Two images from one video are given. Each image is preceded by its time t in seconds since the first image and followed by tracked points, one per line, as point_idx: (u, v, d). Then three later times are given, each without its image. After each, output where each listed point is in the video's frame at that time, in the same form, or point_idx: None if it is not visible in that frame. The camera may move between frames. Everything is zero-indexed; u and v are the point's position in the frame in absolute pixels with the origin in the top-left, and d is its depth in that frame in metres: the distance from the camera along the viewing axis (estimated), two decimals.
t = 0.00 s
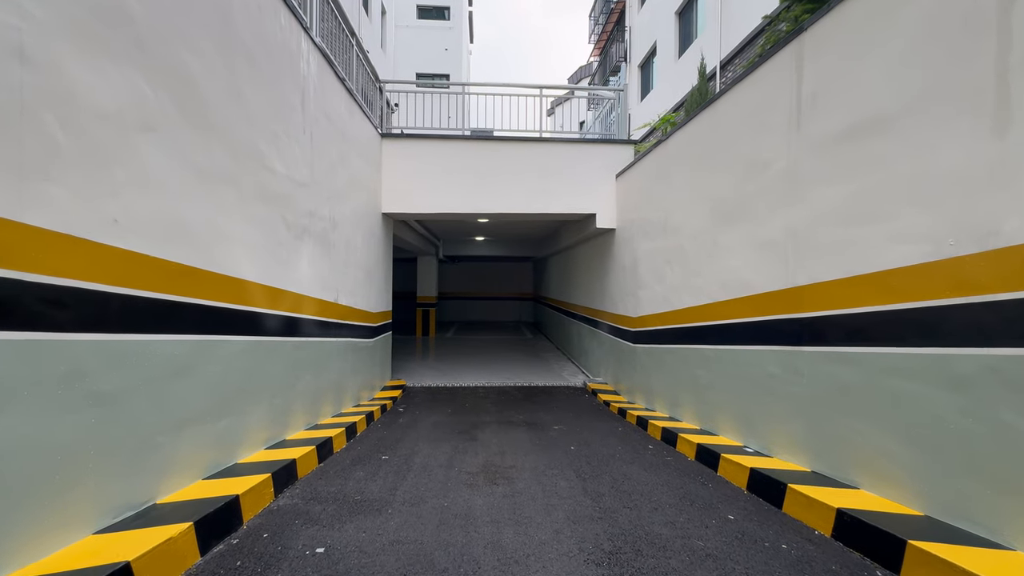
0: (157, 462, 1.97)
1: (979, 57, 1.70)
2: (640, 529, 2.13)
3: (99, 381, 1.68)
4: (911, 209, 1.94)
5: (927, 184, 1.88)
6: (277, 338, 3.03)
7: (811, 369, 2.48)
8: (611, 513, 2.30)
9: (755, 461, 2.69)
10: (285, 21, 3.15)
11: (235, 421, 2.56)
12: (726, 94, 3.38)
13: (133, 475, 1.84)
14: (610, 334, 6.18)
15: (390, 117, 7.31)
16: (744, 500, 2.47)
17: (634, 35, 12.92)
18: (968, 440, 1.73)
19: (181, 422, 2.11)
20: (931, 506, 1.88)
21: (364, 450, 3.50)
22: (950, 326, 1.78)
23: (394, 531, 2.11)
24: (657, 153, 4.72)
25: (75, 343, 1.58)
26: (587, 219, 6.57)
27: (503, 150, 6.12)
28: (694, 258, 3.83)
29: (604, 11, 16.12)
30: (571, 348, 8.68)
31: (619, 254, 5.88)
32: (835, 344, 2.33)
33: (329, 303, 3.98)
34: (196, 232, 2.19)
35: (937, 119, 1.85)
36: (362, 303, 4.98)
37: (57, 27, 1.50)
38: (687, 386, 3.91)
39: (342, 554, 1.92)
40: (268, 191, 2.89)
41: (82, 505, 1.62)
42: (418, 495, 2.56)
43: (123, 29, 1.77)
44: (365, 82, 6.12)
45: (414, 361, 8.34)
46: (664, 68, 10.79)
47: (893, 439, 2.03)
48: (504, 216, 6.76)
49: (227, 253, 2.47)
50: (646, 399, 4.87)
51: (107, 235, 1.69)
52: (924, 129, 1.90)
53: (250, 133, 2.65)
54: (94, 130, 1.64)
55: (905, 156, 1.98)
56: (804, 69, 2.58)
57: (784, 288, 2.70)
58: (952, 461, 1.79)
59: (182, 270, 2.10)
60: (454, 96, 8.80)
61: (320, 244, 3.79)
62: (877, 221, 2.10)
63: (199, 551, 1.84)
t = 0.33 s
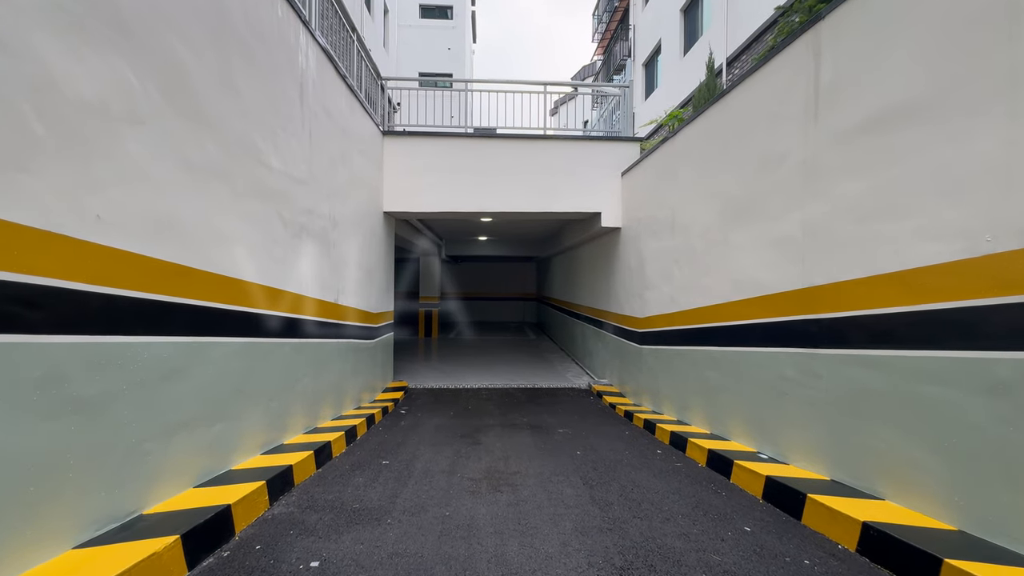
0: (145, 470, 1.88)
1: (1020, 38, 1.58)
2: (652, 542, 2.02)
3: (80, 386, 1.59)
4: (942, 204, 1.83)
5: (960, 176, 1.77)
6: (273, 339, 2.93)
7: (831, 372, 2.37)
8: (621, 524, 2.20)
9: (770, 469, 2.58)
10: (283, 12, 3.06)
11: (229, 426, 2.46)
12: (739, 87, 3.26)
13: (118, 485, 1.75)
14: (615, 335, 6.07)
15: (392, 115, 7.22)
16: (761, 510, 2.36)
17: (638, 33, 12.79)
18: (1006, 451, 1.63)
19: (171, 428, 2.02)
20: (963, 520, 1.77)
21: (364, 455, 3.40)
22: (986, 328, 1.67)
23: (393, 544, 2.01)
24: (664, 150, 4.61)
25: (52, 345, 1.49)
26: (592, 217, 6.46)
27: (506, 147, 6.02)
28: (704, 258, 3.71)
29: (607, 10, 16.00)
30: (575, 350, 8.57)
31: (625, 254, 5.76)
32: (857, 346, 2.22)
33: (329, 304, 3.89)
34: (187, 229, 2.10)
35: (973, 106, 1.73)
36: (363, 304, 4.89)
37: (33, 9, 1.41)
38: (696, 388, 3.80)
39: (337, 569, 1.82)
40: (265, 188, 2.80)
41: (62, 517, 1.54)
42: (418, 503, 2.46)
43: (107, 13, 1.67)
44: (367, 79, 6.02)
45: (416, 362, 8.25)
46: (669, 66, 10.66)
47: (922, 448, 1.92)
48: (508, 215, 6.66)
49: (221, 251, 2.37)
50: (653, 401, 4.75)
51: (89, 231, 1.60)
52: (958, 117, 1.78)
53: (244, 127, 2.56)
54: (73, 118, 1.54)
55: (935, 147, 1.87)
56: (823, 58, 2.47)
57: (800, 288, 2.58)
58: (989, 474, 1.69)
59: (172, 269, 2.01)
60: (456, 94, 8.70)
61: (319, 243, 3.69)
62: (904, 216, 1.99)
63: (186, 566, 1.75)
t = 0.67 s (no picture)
0: (132, 478, 1.79)
1: None
2: (664, 555, 1.94)
3: (59, 390, 1.50)
4: (973, 199, 1.73)
5: (995, 167, 1.66)
6: (270, 340, 2.84)
7: (850, 376, 2.26)
8: (630, 534, 2.11)
9: (785, 476, 2.48)
10: (279, 2, 2.96)
11: (222, 430, 2.38)
12: (750, 80, 3.15)
13: (102, 495, 1.66)
14: (620, 335, 5.96)
15: (393, 113, 7.13)
16: (777, 520, 2.26)
17: (642, 31, 12.67)
18: None
19: (160, 434, 1.93)
20: (998, 534, 1.66)
21: (364, 459, 3.31)
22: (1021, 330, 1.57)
23: (392, 556, 1.92)
24: (670, 147, 4.50)
25: (28, 348, 1.40)
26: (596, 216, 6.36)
27: (509, 145, 5.92)
28: (713, 257, 3.61)
29: (610, 9, 15.88)
30: (579, 350, 8.47)
31: (630, 254, 5.65)
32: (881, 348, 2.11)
33: (329, 305, 3.80)
34: (178, 226, 2.02)
35: (1007, 94, 1.63)
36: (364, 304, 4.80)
37: None
38: (705, 391, 3.69)
39: None
40: (261, 185, 2.72)
41: (41, 524, 1.46)
42: (418, 512, 2.37)
43: None
44: (367, 75, 5.93)
45: (418, 363, 8.17)
46: (674, 64, 10.54)
47: (950, 457, 1.82)
48: (510, 214, 6.56)
49: (215, 249, 2.29)
50: (660, 404, 4.64)
51: (70, 227, 1.51)
52: (991, 106, 1.68)
53: (238, 121, 2.47)
54: (50, 105, 1.45)
55: (966, 137, 1.76)
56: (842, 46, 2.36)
57: (817, 287, 2.48)
58: None
59: (162, 268, 1.93)
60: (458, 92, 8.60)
61: (318, 242, 3.61)
62: (931, 212, 1.89)
63: None
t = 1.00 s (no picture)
0: (116, 483, 1.72)
1: None
2: (674, 563, 1.85)
3: (33, 390, 1.42)
4: (1004, 189, 1.64)
5: None
6: (265, 338, 2.76)
7: (869, 377, 2.18)
8: (638, 541, 2.03)
9: (799, 480, 2.38)
10: None
11: (215, 432, 2.30)
12: (761, 70, 3.06)
13: (83, 501, 1.59)
14: (623, 335, 5.87)
15: (393, 110, 7.05)
16: (791, 526, 2.18)
17: (645, 29, 12.57)
18: None
19: (146, 436, 1.85)
20: None
21: (362, 460, 3.23)
22: None
23: (388, 564, 1.84)
24: (675, 142, 4.41)
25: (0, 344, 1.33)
26: (599, 214, 6.26)
27: (510, 141, 5.83)
28: (721, 254, 3.51)
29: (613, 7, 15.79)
30: (581, 350, 8.37)
31: (634, 252, 5.56)
32: (903, 347, 2.01)
33: (328, 303, 3.72)
34: (167, 220, 1.95)
35: None
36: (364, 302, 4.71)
37: None
38: (712, 391, 3.60)
39: None
40: (255, 179, 2.64)
41: (13, 534, 1.38)
42: (417, 516, 2.28)
43: None
44: (367, 71, 5.84)
45: (419, 362, 8.09)
46: (677, 62, 10.44)
47: (981, 462, 1.73)
48: (512, 212, 6.47)
49: (207, 244, 2.21)
50: (665, 404, 4.55)
51: (47, 217, 1.43)
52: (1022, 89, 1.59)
53: (231, 111, 2.39)
54: (24, 87, 1.37)
55: (997, 123, 1.67)
56: (859, 32, 2.26)
57: (832, 284, 2.39)
58: None
59: (149, 262, 1.85)
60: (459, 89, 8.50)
61: (316, 238, 3.52)
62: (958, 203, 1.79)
63: None
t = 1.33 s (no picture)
0: (90, 488, 1.64)
1: None
2: None
3: None
4: None
5: None
6: (257, 337, 2.66)
7: (887, 378, 2.07)
8: (645, 551, 1.93)
9: (812, 486, 2.27)
10: None
11: (201, 434, 2.21)
12: (770, 59, 2.94)
13: (52, 508, 1.51)
14: (626, 334, 5.76)
15: (393, 106, 6.94)
16: (805, 535, 2.08)
17: (647, 26, 12.47)
18: None
19: (124, 439, 1.77)
20: None
21: (357, 463, 3.13)
22: None
23: None
24: (679, 136, 4.30)
25: None
26: (601, 212, 6.15)
27: (511, 137, 5.73)
28: (727, 250, 3.40)
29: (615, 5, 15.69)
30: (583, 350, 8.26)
31: (637, 250, 5.44)
32: (925, 346, 1.90)
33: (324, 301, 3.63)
34: (146, 211, 1.87)
35: None
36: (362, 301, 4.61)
37: None
38: (719, 392, 3.49)
39: None
40: (246, 171, 2.54)
41: None
42: (412, 523, 2.18)
43: None
44: (365, 66, 5.74)
45: (420, 362, 7.99)
46: (680, 59, 10.33)
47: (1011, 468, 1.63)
48: (513, 210, 6.36)
49: (193, 238, 2.12)
50: (669, 405, 4.44)
51: (7, 203, 1.36)
52: None
53: (217, 99, 2.29)
54: None
55: None
56: (877, 14, 2.15)
57: (847, 280, 2.27)
58: None
59: (125, 255, 1.77)
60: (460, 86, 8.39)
61: (312, 234, 3.43)
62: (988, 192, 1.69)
63: None
